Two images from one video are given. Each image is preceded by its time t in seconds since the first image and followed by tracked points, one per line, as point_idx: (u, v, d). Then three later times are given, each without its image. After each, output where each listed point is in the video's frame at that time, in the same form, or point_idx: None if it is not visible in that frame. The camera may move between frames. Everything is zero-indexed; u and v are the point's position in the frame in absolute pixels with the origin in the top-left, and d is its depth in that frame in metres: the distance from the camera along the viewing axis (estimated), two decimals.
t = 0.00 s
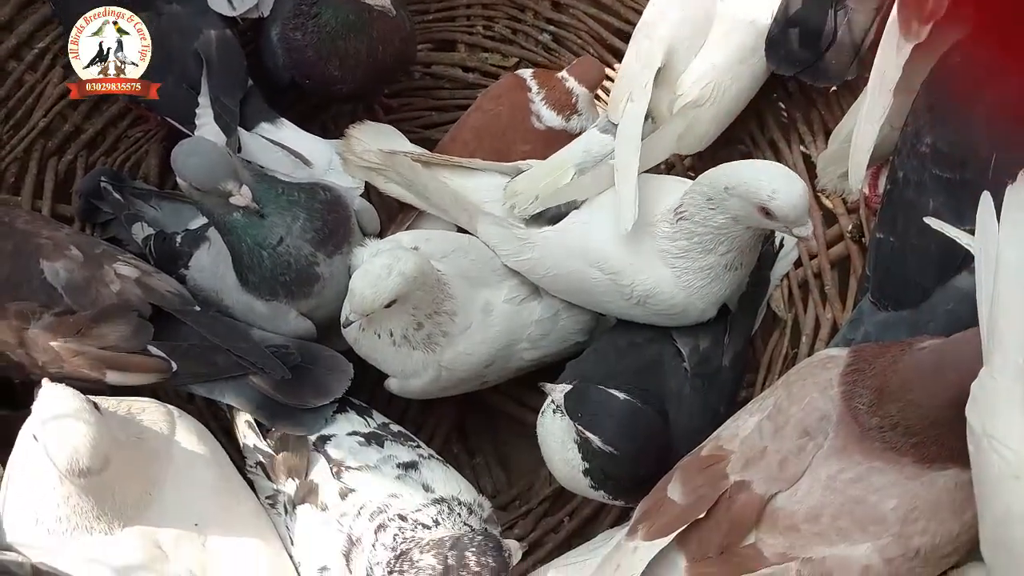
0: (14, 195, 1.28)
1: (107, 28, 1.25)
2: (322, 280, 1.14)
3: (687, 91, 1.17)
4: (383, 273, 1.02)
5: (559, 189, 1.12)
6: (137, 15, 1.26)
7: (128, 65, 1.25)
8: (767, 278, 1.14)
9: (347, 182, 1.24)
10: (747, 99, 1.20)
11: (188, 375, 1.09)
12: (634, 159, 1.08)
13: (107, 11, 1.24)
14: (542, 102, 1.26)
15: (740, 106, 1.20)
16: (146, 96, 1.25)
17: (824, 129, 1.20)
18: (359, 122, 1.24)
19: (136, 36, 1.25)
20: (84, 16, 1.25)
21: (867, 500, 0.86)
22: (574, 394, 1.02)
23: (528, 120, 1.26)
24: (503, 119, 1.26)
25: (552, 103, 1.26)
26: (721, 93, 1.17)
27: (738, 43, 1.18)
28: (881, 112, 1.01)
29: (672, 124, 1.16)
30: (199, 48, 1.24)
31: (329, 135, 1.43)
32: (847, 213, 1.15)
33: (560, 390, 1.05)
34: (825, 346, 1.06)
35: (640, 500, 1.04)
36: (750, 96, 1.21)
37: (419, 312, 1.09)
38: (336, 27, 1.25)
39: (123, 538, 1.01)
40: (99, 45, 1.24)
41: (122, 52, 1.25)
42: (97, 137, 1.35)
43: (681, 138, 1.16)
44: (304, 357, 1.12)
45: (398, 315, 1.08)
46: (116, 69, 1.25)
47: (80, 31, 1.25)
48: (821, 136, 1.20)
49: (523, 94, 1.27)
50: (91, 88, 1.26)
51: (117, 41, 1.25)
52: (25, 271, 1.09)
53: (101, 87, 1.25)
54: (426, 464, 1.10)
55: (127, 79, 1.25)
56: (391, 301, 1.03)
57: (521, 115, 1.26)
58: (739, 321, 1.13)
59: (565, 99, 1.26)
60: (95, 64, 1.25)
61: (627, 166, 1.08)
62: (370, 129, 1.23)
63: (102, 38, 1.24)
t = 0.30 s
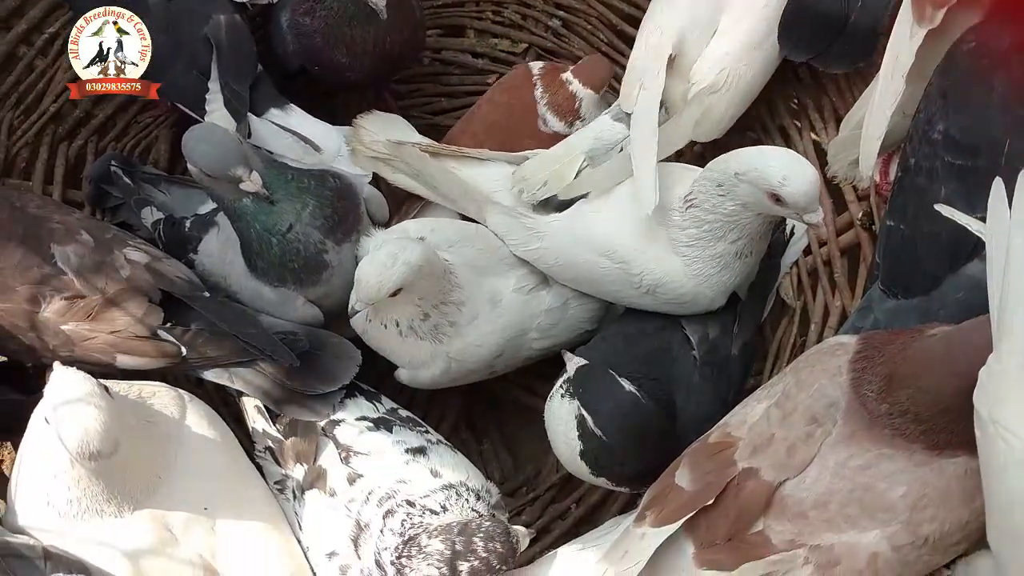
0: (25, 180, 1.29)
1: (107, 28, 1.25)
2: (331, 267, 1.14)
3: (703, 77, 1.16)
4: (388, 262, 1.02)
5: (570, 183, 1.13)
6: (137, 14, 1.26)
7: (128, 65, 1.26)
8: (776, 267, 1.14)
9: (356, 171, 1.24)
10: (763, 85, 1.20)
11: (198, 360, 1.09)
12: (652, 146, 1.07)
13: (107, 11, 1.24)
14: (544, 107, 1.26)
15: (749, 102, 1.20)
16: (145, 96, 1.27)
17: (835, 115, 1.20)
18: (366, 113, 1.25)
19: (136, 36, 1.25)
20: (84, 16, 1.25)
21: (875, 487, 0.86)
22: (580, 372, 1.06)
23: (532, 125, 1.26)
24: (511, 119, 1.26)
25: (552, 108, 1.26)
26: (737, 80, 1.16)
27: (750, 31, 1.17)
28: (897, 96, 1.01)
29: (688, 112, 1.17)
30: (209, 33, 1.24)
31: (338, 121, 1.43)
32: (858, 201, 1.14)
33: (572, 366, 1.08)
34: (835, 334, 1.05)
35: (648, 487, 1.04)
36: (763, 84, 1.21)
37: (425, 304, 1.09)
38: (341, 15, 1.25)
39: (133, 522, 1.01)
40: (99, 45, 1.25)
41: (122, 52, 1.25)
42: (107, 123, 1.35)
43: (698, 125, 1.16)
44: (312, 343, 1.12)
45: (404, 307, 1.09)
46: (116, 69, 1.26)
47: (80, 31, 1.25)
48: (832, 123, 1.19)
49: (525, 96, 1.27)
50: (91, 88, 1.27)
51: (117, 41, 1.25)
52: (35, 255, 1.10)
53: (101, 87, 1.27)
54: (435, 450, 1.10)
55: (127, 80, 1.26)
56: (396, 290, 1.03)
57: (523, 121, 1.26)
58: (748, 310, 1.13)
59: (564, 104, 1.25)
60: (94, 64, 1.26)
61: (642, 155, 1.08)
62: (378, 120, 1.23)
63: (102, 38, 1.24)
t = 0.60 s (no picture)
0: (38, 174, 1.29)
1: (107, 28, 1.25)
2: (343, 261, 1.14)
3: (713, 69, 1.15)
4: (399, 254, 1.02)
5: (581, 165, 1.13)
6: (137, 14, 1.26)
7: (128, 65, 1.27)
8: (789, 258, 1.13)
9: (367, 164, 1.23)
10: (774, 76, 1.19)
11: (210, 354, 1.09)
12: (658, 136, 1.07)
13: (107, 11, 1.25)
14: (523, 106, 1.23)
15: (759, 93, 1.19)
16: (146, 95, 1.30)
17: (850, 107, 1.19)
18: (372, 106, 1.24)
19: (136, 36, 1.26)
20: (84, 16, 1.26)
21: (891, 480, 0.86)
22: (591, 364, 1.05)
23: (517, 123, 1.23)
24: (494, 117, 1.24)
25: (530, 107, 1.22)
26: (748, 71, 1.15)
27: (763, 20, 1.16)
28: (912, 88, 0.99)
29: (697, 101, 1.16)
30: (219, 28, 1.24)
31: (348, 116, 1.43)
32: (873, 192, 1.13)
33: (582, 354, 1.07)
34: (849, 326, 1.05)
35: (661, 479, 1.03)
36: (776, 76, 1.19)
37: (436, 294, 1.09)
38: (348, 8, 1.24)
39: (149, 513, 1.02)
40: (99, 45, 1.26)
41: (122, 52, 1.26)
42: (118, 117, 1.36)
43: (705, 118, 1.16)
44: (323, 336, 1.12)
45: (414, 298, 1.08)
46: (116, 69, 1.27)
47: (80, 31, 1.26)
48: (847, 115, 1.19)
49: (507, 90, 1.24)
50: (91, 87, 1.29)
51: (117, 41, 1.26)
52: (49, 250, 1.10)
53: (101, 87, 1.29)
54: (448, 441, 1.10)
55: (127, 79, 1.28)
56: (407, 283, 1.03)
57: (503, 123, 1.24)
58: (761, 301, 1.12)
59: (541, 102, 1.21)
60: (95, 63, 1.27)
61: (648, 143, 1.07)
62: (385, 112, 1.22)
63: (102, 38, 1.25)
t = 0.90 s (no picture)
0: (54, 137, 1.29)
1: (107, 28, 1.28)
2: (360, 223, 1.14)
3: (735, 26, 1.13)
4: (416, 215, 1.02)
5: (600, 127, 1.13)
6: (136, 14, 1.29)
7: (128, 65, 1.29)
8: (807, 220, 1.13)
9: (384, 125, 1.22)
10: (796, 33, 1.16)
11: (229, 316, 1.10)
12: (676, 97, 1.06)
13: (107, 11, 1.28)
14: (545, 63, 1.21)
15: (781, 49, 1.17)
16: (145, 96, 1.31)
17: (873, 65, 1.18)
18: (393, 65, 1.24)
19: (136, 36, 1.29)
20: (83, 16, 1.28)
21: (910, 442, 0.85)
22: (604, 330, 1.04)
23: (541, 79, 1.22)
24: (514, 76, 1.23)
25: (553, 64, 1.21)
26: (770, 28, 1.13)
27: None
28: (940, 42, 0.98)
29: (718, 59, 1.14)
30: None
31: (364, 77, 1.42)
32: (896, 152, 1.12)
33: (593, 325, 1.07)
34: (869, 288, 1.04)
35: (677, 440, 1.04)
36: (798, 33, 1.17)
37: (453, 256, 1.09)
38: None
39: (170, 472, 1.04)
40: (99, 44, 1.28)
41: (122, 52, 1.28)
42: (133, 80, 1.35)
43: (727, 76, 1.14)
44: (341, 298, 1.12)
45: (431, 259, 1.09)
46: (116, 70, 1.29)
47: (79, 31, 1.28)
48: (870, 73, 1.17)
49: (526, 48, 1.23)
50: (90, 88, 1.29)
51: (117, 41, 1.28)
52: (67, 212, 1.11)
53: (101, 88, 1.29)
54: (465, 402, 1.11)
55: (128, 79, 1.30)
56: (424, 244, 1.03)
57: (524, 81, 1.22)
58: (780, 263, 1.11)
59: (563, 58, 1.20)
60: (95, 64, 1.28)
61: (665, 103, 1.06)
62: (404, 71, 1.23)
63: (102, 38, 1.28)
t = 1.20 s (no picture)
0: (61, 110, 1.28)
1: (107, 28, 1.27)
2: (368, 197, 1.13)
3: None
4: (424, 188, 1.02)
5: (614, 101, 1.11)
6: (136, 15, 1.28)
7: (128, 65, 1.27)
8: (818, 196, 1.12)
9: (392, 96, 1.22)
10: None
11: (237, 289, 1.10)
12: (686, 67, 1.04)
13: (107, 11, 1.27)
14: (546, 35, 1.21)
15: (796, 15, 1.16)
16: (145, 96, 1.25)
17: (886, 36, 1.17)
18: (400, 34, 1.22)
19: (136, 36, 1.27)
20: (83, 16, 1.26)
21: (917, 417, 0.85)
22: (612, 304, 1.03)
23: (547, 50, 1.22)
24: (523, 49, 1.23)
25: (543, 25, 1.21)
26: None
27: None
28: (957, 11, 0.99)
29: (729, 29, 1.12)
30: None
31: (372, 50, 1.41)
32: (908, 125, 1.11)
33: (601, 300, 1.05)
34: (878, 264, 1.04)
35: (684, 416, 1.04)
36: None
37: (461, 230, 1.09)
38: None
39: (178, 446, 1.04)
40: (99, 45, 1.26)
41: (122, 52, 1.26)
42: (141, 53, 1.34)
43: (745, 38, 1.13)
44: (347, 272, 1.13)
45: (440, 234, 1.08)
46: (116, 69, 1.26)
47: (80, 31, 1.26)
48: (883, 44, 1.16)
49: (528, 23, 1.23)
50: (90, 88, 1.26)
51: (117, 40, 1.26)
52: (75, 186, 1.11)
53: (101, 88, 1.26)
54: (472, 379, 1.10)
55: (128, 79, 1.26)
56: (432, 217, 1.03)
57: (531, 52, 1.22)
58: (790, 238, 1.11)
59: (550, 18, 1.20)
60: (95, 64, 1.26)
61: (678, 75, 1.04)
62: (412, 39, 1.21)
63: (102, 38, 1.26)
